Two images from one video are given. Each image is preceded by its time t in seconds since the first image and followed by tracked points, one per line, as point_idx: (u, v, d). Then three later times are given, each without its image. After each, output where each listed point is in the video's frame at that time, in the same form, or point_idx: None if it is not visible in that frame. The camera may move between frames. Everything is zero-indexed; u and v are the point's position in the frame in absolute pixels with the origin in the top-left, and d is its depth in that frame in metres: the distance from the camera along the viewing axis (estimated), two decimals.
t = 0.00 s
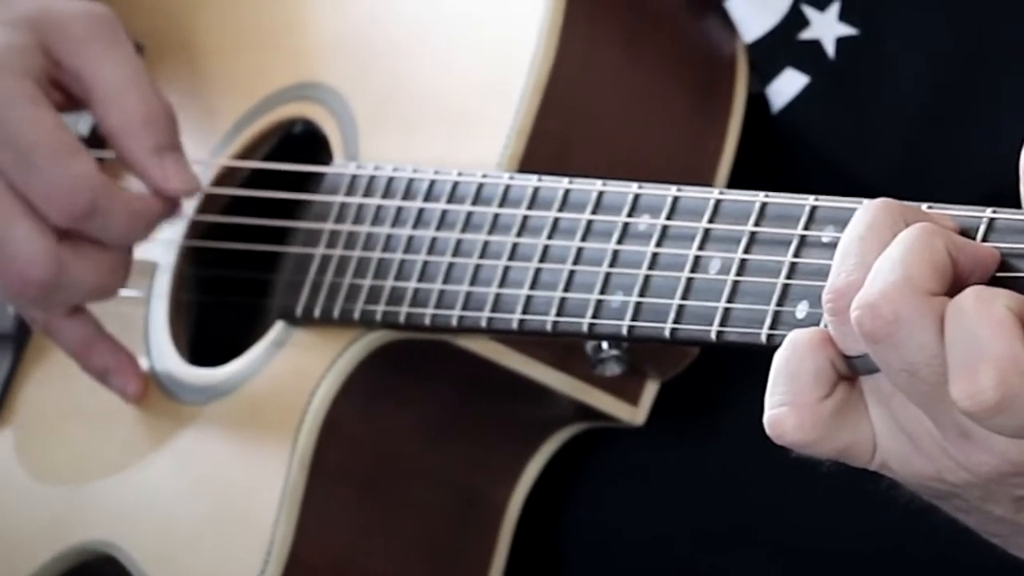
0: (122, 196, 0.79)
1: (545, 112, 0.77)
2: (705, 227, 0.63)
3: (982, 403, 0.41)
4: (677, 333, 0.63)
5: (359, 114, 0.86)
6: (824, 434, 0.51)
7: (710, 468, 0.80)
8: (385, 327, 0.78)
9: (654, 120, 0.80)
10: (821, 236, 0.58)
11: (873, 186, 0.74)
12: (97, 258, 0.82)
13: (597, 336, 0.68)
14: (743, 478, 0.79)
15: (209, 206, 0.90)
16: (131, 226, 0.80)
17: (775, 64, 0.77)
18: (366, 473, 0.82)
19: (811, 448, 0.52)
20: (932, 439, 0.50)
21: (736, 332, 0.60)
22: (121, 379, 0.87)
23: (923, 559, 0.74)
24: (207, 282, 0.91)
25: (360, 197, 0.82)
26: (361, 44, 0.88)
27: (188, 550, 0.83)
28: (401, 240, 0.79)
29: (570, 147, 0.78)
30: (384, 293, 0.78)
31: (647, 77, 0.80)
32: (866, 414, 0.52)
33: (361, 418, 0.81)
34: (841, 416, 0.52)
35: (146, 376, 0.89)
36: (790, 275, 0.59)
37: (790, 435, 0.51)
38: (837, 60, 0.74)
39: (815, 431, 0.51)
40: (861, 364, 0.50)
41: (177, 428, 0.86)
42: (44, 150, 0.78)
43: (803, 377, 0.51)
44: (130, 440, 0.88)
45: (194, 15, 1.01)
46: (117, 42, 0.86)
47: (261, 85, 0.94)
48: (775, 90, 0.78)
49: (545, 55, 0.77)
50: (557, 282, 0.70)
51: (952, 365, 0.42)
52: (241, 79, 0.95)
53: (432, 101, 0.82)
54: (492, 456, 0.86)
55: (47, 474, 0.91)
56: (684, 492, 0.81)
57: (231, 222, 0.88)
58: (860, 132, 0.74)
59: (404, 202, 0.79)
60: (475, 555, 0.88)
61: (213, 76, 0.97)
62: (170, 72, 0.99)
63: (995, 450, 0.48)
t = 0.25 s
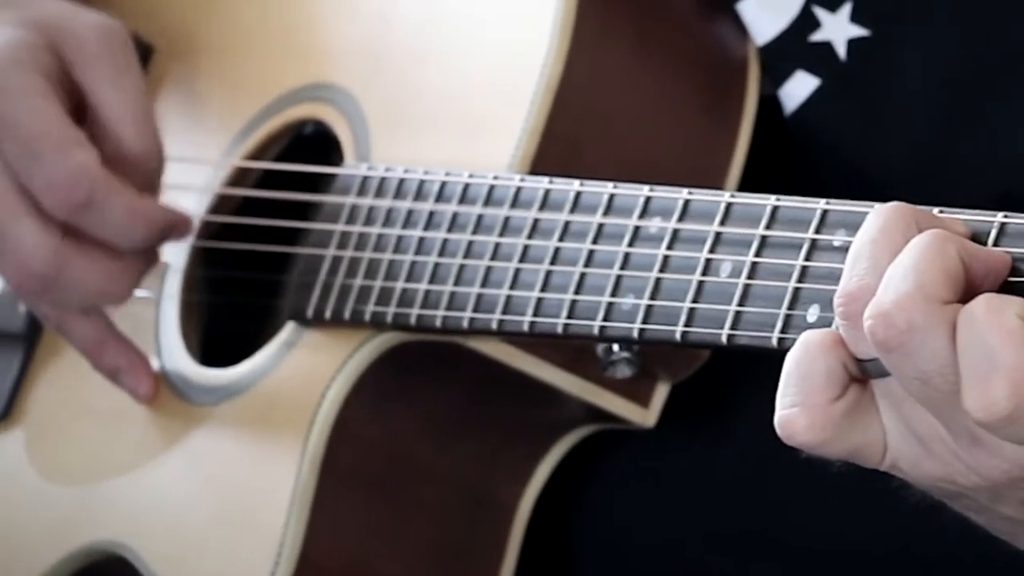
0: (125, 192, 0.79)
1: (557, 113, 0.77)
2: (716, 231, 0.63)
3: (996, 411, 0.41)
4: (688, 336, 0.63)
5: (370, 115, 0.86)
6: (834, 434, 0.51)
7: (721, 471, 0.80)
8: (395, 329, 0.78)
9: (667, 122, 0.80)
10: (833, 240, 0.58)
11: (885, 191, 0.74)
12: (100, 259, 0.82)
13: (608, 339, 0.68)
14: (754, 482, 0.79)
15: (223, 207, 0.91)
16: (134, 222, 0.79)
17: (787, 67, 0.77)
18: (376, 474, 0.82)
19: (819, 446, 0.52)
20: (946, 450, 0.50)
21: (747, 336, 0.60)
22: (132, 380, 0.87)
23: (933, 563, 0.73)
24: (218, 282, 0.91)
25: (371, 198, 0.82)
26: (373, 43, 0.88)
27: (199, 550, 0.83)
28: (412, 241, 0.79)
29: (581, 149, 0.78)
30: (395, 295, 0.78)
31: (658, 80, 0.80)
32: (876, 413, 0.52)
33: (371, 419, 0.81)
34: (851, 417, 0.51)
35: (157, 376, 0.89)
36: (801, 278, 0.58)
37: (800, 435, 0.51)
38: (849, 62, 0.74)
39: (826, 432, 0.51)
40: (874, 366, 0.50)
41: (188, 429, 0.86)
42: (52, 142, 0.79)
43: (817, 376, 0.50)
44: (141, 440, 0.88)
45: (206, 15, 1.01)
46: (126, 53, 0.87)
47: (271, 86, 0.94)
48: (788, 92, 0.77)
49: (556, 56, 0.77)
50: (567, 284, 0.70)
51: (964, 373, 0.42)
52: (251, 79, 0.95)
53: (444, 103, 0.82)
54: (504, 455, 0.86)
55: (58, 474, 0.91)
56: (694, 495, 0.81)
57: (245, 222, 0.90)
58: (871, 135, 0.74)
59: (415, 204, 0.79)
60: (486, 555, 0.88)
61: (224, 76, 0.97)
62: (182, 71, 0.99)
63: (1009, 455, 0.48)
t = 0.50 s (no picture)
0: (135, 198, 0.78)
1: (566, 118, 0.77)
2: (723, 236, 0.63)
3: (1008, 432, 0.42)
4: (696, 342, 0.63)
5: (378, 116, 0.86)
6: (837, 437, 0.50)
7: (729, 474, 0.80)
8: (401, 332, 0.78)
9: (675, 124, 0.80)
10: (839, 248, 0.58)
11: (892, 193, 0.74)
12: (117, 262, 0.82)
13: (615, 344, 0.68)
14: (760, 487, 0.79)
15: (230, 206, 0.91)
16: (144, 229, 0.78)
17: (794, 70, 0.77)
18: (383, 477, 0.82)
19: (823, 450, 0.51)
20: (948, 468, 0.50)
21: (754, 342, 0.60)
22: (140, 382, 0.87)
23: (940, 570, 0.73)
24: (227, 284, 0.92)
25: (379, 201, 0.81)
26: (381, 45, 0.88)
27: (206, 552, 0.83)
28: (420, 244, 0.79)
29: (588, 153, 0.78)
30: (402, 298, 0.78)
31: (667, 82, 0.80)
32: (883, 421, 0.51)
33: (378, 422, 0.81)
34: (858, 420, 0.50)
35: (164, 378, 0.89)
36: (808, 285, 0.58)
37: (802, 435, 0.50)
38: (856, 61, 0.74)
39: (828, 434, 0.50)
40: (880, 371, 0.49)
41: (196, 430, 0.86)
42: (58, 151, 0.79)
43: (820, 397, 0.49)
44: (148, 441, 0.88)
45: (212, 14, 1.00)
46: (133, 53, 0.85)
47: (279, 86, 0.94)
48: (796, 93, 0.77)
49: (563, 60, 0.77)
50: (575, 289, 0.70)
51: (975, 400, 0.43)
52: (258, 79, 0.95)
53: (452, 105, 0.82)
54: (508, 460, 0.86)
55: (65, 474, 0.91)
56: (700, 500, 0.81)
57: (250, 223, 0.90)
58: (881, 135, 0.74)
59: (423, 207, 0.79)
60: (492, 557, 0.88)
61: (230, 75, 0.97)
62: (188, 71, 0.99)
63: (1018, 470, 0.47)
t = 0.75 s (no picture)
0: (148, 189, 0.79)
1: (568, 119, 0.77)
2: (727, 241, 0.63)
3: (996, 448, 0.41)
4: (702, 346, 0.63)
5: (380, 118, 0.86)
6: (729, 438, 0.53)
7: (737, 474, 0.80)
8: (406, 334, 0.78)
9: (678, 124, 0.80)
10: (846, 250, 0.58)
11: (892, 190, 0.74)
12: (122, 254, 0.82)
13: (621, 347, 0.67)
14: (764, 486, 0.80)
15: (231, 209, 0.91)
16: (155, 219, 0.79)
17: (799, 70, 0.78)
18: (388, 479, 0.82)
19: (728, 446, 0.54)
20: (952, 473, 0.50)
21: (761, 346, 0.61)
22: (145, 381, 0.87)
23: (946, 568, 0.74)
24: (232, 287, 0.91)
25: (382, 203, 0.81)
26: (381, 45, 0.88)
27: (212, 555, 0.83)
28: (424, 246, 0.79)
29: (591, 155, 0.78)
30: (407, 300, 0.78)
31: (670, 83, 0.81)
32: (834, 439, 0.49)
33: (383, 425, 0.81)
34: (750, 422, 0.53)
35: (170, 377, 0.89)
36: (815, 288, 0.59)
37: (695, 437, 0.53)
38: (856, 60, 0.75)
39: (720, 436, 0.53)
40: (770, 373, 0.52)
41: (201, 432, 0.86)
42: (68, 141, 0.79)
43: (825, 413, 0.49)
44: (153, 443, 0.88)
45: (212, 14, 1.00)
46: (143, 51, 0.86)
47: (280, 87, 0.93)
48: (797, 95, 0.78)
49: (568, 61, 0.77)
50: (581, 291, 0.70)
51: (852, 375, 0.47)
52: (259, 80, 0.95)
53: (454, 106, 0.82)
54: (507, 463, 0.86)
55: (69, 477, 0.91)
56: (704, 499, 0.82)
57: (249, 224, 0.90)
58: (886, 130, 0.74)
59: (426, 209, 0.79)
60: (498, 560, 0.88)
61: (231, 76, 0.97)
62: (189, 71, 0.99)
63: None
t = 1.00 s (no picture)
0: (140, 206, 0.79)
1: (567, 117, 0.77)
2: (725, 235, 0.64)
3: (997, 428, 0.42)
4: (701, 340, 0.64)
5: (381, 118, 0.86)
6: (718, 412, 0.55)
7: (739, 471, 0.80)
8: (407, 332, 0.78)
9: (677, 121, 0.80)
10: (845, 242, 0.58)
11: (891, 188, 0.74)
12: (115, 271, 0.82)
13: (620, 342, 0.67)
14: (767, 484, 0.80)
15: (233, 212, 0.91)
16: (147, 239, 0.79)
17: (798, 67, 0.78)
18: (389, 478, 0.82)
19: (722, 420, 0.55)
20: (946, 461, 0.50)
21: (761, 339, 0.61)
22: (146, 386, 0.87)
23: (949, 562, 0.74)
24: (234, 288, 0.92)
25: (383, 202, 0.82)
26: (382, 46, 0.88)
27: (214, 556, 0.83)
28: (424, 244, 0.79)
29: (590, 152, 0.78)
30: (407, 299, 0.78)
31: (669, 81, 0.81)
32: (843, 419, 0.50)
33: (384, 424, 0.81)
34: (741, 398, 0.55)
35: (172, 382, 0.89)
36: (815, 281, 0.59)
37: (686, 408, 0.55)
38: (857, 60, 0.75)
39: (710, 409, 0.55)
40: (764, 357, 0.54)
41: (202, 433, 0.86)
42: (64, 154, 0.79)
43: (816, 387, 0.50)
44: (156, 445, 0.88)
45: (213, 17, 1.01)
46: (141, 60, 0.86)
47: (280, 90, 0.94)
48: (797, 93, 0.78)
49: (567, 60, 0.77)
50: (580, 288, 0.70)
51: (840, 351, 0.47)
52: (259, 82, 0.95)
53: (454, 106, 0.82)
54: (509, 461, 0.86)
55: (73, 479, 0.91)
56: (705, 497, 0.82)
57: (252, 225, 0.89)
58: (881, 131, 0.74)
59: (426, 208, 0.79)
60: (500, 559, 0.88)
61: (231, 78, 0.97)
62: (190, 74, 0.99)
63: None
